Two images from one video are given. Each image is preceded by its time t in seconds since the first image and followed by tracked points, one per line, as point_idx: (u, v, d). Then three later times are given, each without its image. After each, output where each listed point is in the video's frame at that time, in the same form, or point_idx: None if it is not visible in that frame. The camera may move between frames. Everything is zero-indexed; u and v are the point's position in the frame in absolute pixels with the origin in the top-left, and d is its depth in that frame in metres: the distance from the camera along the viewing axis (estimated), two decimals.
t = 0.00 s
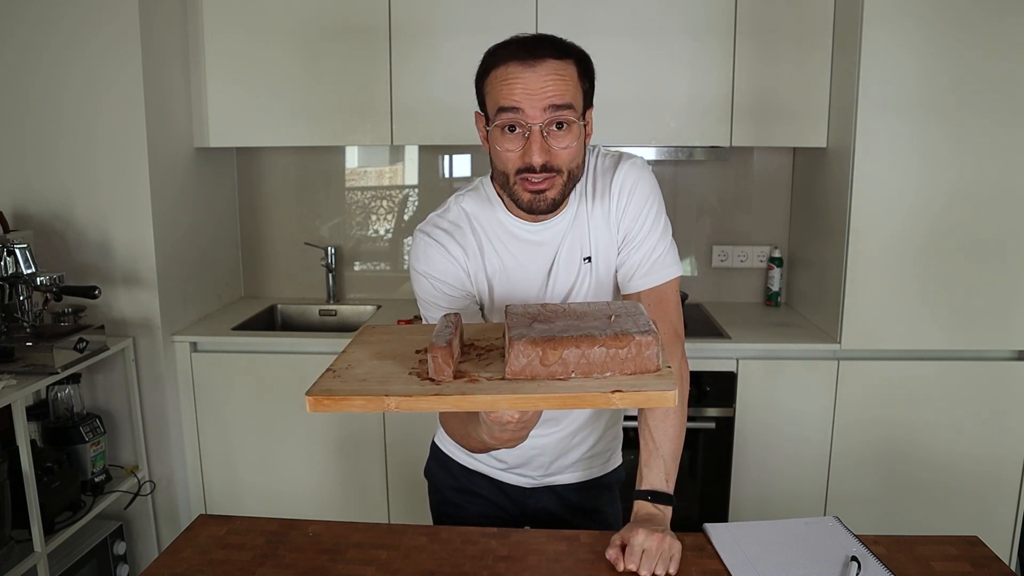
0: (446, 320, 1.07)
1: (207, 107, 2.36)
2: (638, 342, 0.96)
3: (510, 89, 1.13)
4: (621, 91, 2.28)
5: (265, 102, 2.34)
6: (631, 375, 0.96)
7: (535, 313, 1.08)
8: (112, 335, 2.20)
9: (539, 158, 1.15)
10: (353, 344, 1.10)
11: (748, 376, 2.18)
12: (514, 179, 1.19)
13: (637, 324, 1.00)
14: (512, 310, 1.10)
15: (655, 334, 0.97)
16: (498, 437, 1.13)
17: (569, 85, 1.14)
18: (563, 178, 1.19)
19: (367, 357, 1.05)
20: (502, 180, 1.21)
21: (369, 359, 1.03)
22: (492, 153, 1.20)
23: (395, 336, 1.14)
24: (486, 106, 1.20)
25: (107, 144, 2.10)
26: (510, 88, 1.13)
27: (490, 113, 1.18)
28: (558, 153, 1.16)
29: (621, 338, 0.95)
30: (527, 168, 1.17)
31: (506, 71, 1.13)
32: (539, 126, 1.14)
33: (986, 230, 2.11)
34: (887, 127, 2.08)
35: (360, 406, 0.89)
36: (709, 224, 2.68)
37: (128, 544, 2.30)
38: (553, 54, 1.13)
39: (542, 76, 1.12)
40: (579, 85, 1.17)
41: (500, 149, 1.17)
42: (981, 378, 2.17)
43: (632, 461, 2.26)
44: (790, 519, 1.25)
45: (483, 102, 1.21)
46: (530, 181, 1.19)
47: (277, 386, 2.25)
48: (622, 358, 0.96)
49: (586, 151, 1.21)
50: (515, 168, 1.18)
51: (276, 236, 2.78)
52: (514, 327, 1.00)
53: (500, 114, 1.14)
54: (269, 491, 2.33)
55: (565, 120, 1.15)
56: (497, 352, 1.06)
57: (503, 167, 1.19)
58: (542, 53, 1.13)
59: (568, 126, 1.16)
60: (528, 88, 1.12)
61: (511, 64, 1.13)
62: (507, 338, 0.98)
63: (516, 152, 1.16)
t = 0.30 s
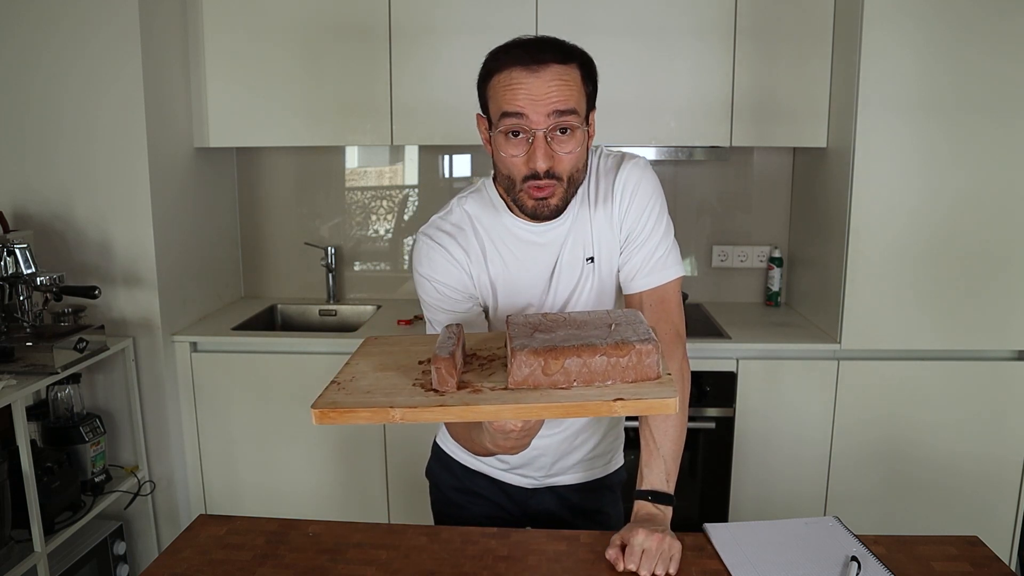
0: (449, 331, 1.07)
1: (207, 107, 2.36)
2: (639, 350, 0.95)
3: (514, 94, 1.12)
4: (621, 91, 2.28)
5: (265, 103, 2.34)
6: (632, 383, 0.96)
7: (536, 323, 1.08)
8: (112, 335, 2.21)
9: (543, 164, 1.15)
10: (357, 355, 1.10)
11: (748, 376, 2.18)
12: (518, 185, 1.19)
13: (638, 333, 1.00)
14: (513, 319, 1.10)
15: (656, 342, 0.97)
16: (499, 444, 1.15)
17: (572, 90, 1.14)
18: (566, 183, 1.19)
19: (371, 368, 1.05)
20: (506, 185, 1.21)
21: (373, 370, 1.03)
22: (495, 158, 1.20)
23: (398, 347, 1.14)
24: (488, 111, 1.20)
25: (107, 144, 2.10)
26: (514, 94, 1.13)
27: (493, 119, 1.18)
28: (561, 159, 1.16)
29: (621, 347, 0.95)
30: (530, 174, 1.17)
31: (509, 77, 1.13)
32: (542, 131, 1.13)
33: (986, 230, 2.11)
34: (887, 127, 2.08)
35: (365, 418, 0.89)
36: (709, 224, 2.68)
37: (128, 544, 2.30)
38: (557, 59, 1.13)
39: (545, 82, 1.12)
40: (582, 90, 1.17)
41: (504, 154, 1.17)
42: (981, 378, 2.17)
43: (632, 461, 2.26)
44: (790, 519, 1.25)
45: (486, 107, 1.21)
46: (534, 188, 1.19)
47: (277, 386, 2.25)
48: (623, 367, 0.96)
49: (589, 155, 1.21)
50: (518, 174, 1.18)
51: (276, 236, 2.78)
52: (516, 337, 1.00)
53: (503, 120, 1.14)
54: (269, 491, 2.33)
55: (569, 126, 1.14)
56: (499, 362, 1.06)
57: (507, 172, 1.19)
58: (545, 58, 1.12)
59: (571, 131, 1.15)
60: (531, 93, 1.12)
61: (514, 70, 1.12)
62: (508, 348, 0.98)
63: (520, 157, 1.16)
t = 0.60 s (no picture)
0: (444, 323, 1.07)
1: (207, 107, 2.36)
2: (632, 342, 0.96)
3: (510, 98, 1.12)
4: (621, 91, 2.28)
5: (265, 102, 2.34)
6: (624, 375, 0.96)
7: (530, 316, 1.08)
8: (112, 335, 2.21)
9: (539, 166, 1.16)
10: (353, 347, 1.10)
11: (748, 376, 2.18)
12: (513, 186, 1.20)
13: (631, 325, 1.00)
14: (508, 313, 1.11)
15: (649, 334, 0.97)
16: (495, 439, 1.15)
17: (569, 94, 1.14)
18: (562, 185, 1.20)
19: (366, 360, 1.05)
20: (504, 186, 1.22)
21: (368, 361, 1.03)
22: (492, 157, 1.20)
23: (394, 340, 1.14)
24: (486, 111, 1.20)
25: (107, 144, 2.10)
26: (510, 97, 1.13)
27: (490, 120, 1.18)
28: (558, 161, 1.17)
29: (613, 339, 0.95)
30: (526, 175, 1.17)
31: (505, 81, 1.12)
32: (539, 135, 1.14)
33: (986, 230, 2.11)
34: (887, 127, 2.08)
35: (357, 406, 0.89)
36: (709, 224, 2.68)
37: (128, 544, 2.30)
38: (553, 62, 1.13)
39: (542, 86, 1.12)
40: (579, 94, 1.17)
41: (500, 156, 1.17)
42: (981, 378, 2.17)
43: (631, 461, 2.26)
44: (790, 519, 1.25)
45: (484, 106, 1.21)
46: (530, 189, 1.20)
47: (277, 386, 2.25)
48: (615, 359, 0.96)
49: (585, 157, 1.22)
50: (514, 176, 1.18)
51: (276, 236, 2.78)
52: (510, 329, 1.00)
53: (500, 123, 1.14)
54: (269, 491, 2.33)
55: (565, 129, 1.15)
56: (494, 355, 1.06)
57: (503, 173, 1.19)
58: (542, 62, 1.12)
59: (567, 134, 1.16)
60: (527, 97, 1.12)
61: (511, 73, 1.12)
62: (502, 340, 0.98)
63: (516, 160, 1.16)
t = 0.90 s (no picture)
0: (437, 327, 1.07)
1: (207, 107, 2.36)
2: (623, 341, 0.96)
3: (509, 92, 1.13)
4: (621, 91, 2.28)
5: (265, 102, 2.34)
6: (617, 374, 0.96)
7: (523, 317, 1.08)
8: (112, 335, 2.21)
9: (538, 161, 1.15)
10: (350, 353, 1.10)
11: (748, 376, 2.18)
12: (513, 182, 1.19)
13: (623, 324, 1.00)
14: (502, 315, 1.11)
15: (640, 332, 0.97)
16: (492, 441, 1.16)
17: (568, 88, 1.14)
18: (561, 180, 1.19)
19: (361, 365, 1.05)
20: (502, 183, 1.21)
21: (363, 367, 1.03)
22: (491, 154, 1.20)
23: (389, 345, 1.14)
24: (485, 108, 1.20)
25: (107, 144, 2.10)
26: (509, 92, 1.13)
27: (489, 116, 1.18)
28: (557, 157, 1.16)
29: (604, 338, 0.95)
30: (526, 171, 1.17)
31: (505, 75, 1.13)
32: (538, 129, 1.14)
33: (986, 230, 2.10)
34: (887, 127, 2.08)
35: (352, 412, 0.89)
36: (709, 224, 2.68)
37: (128, 544, 2.30)
38: (553, 57, 1.13)
39: (541, 80, 1.12)
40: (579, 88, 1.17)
41: (499, 151, 1.17)
42: (981, 378, 2.17)
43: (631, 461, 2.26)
44: (790, 519, 1.25)
45: (484, 103, 1.21)
46: (530, 184, 1.19)
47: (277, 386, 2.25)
48: (608, 358, 0.96)
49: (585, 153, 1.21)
50: (513, 171, 1.18)
51: (276, 236, 2.78)
52: (502, 331, 1.00)
53: (499, 118, 1.14)
54: (269, 491, 2.33)
55: (565, 124, 1.15)
56: (488, 357, 1.07)
57: (502, 169, 1.18)
58: (542, 57, 1.13)
59: (566, 129, 1.16)
60: (527, 91, 1.12)
61: (510, 68, 1.13)
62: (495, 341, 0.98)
63: (515, 155, 1.16)
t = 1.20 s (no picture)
0: (436, 330, 1.07)
1: (207, 107, 2.36)
2: (623, 342, 0.96)
3: (512, 95, 1.13)
4: (621, 91, 2.28)
5: (265, 102, 2.34)
6: (617, 376, 0.96)
7: (522, 320, 1.08)
8: (112, 335, 2.21)
9: (541, 165, 1.15)
10: (349, 358, 1.10)
11: (748, 376, 2.18)
12: (516, 185, 1.19)
13: (623, 326, 1.00)
14: (501, 318, 1.10)
15: (640, 333, 0.97)
16: (492, 444, 1.16)
17: (571, 91, 1.14)
18: (565, 183, 1.19)
19: (360, 369, 1.04)
20: (505, 186, 1.21)
21: (363, 372, 1.03)
22: (494, 157, 1.20)
23: (388, 349, 1.14)
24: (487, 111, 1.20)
25: (107, 144, 2.10)
26: (512, 95, 1.13)
27: (492, 119, 1.18)
28: (559, 160, 1.16)
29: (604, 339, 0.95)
30: (528, 174, 1.17)
31: (507, 78, 1.13)
32: (541, 133, 1.14)
33: (987, 230, 2.10)
34: (887, 127, 2.08)
35: (351, 415, 0.89)
36: (709, 224, 2.68)
37: (128, 544, 2.30)
38: (556, 60, 1.13)
39: (544, 83, 1.12)
40: (581, 91, 1.17)
41: (502, 155, 1.17)
42: (981, 378, 2.17)
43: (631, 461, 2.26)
44: (790, 519, 1.25)
45: (486, 106, 1.20)
46: (532, 187, 1.19)
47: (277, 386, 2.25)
48: (608, 359, 0.96)
49: (587, 156, 1.21)
50: (516, 175, 1.18)
51: (276, 236, 2.78)
52: (501, 333, 1.00)
53: (501, 121, 1.14)
54: (269, 491, 2.33)
55: (568, 127, 1.14)
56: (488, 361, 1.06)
57: (505, 172, 1.19)
58: (544, 60, 1.12)
59: (569, 132, 1.16)
60: (529, 95, 1.12)
61: (513, 71, 1.12)
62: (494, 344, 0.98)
63: (518, 158, 1.16)
